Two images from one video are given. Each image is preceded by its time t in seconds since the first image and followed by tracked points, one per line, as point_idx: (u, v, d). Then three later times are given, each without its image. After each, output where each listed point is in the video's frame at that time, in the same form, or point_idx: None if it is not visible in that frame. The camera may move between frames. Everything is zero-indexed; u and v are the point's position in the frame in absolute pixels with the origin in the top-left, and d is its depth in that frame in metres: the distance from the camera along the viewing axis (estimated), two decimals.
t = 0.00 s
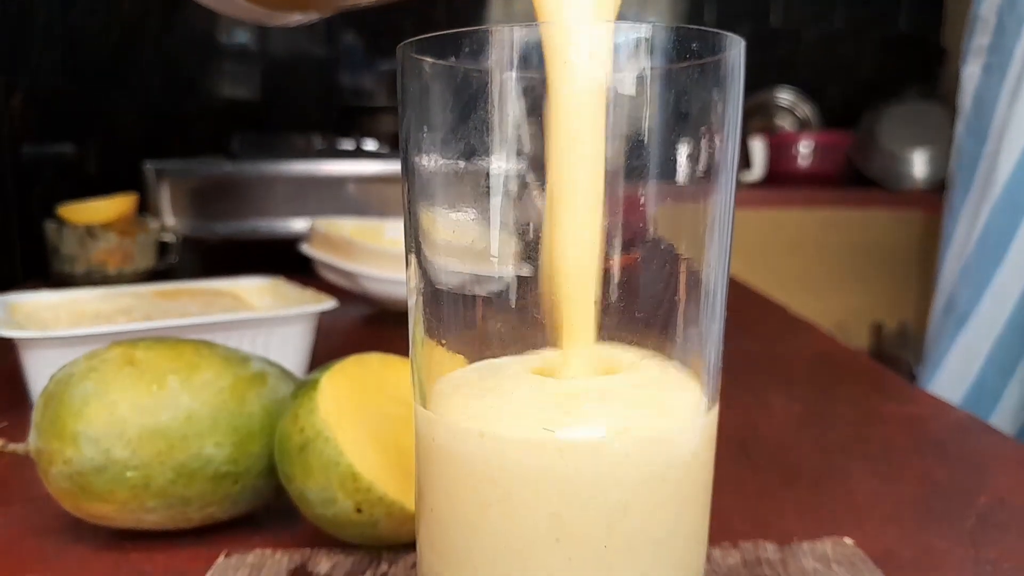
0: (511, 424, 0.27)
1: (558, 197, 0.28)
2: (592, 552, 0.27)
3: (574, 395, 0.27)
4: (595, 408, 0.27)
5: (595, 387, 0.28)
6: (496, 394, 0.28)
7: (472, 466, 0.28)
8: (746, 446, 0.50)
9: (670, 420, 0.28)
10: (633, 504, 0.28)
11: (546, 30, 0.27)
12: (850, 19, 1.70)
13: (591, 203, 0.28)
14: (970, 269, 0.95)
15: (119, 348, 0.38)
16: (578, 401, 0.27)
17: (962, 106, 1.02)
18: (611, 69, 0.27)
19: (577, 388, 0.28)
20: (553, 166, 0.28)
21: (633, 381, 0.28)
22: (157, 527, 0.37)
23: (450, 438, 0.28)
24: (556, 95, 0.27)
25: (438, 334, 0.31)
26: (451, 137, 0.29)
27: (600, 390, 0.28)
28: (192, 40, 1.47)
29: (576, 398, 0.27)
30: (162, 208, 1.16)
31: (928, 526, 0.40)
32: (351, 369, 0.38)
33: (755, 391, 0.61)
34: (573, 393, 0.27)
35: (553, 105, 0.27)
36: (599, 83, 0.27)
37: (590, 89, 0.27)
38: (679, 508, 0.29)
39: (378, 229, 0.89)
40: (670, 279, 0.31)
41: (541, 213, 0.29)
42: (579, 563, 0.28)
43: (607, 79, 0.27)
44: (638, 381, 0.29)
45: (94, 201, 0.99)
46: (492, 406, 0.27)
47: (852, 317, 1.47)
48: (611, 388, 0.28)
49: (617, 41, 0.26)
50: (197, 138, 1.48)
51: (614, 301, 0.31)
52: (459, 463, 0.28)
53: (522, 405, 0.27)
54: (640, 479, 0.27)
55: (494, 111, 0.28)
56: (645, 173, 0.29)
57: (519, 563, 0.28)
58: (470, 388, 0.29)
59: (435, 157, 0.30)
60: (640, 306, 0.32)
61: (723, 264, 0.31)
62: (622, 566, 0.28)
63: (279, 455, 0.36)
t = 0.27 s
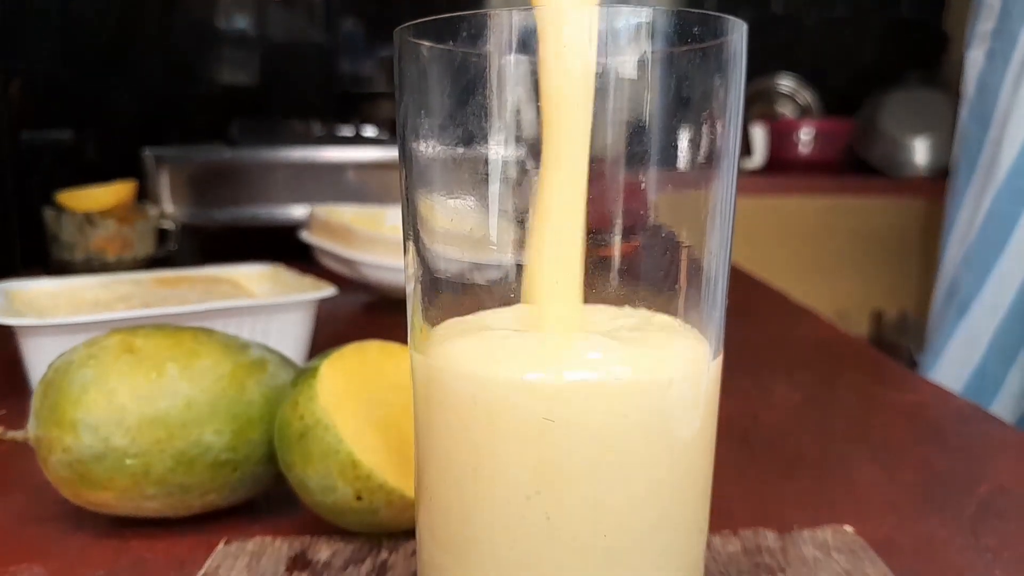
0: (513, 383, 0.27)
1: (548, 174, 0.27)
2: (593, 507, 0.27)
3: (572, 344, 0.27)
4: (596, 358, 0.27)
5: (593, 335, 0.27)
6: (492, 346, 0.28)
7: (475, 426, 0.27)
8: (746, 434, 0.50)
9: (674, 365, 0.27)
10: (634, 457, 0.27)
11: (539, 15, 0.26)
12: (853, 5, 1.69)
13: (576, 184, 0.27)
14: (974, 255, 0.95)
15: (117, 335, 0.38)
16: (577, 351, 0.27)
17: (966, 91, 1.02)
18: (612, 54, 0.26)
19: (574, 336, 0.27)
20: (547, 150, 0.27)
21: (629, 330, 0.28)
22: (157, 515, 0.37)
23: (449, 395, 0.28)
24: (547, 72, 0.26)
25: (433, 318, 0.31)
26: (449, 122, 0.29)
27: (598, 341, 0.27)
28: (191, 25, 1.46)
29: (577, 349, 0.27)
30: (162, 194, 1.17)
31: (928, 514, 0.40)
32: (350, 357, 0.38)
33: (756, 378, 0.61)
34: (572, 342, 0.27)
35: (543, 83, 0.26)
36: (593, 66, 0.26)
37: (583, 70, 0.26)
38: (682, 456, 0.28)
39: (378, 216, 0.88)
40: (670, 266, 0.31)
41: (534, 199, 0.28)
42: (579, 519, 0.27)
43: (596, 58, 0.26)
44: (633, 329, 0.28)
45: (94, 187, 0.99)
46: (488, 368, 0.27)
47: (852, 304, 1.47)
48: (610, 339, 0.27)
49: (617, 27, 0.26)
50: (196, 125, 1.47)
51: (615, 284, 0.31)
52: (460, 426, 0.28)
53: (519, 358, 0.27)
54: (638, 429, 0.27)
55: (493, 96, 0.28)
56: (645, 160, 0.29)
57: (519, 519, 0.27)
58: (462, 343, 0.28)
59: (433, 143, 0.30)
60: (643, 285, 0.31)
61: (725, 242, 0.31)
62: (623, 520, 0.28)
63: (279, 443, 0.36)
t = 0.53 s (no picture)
0: (511, 340, 0.26)
1: (540, 164, 0.27)
2: (588, 471, 0.27)
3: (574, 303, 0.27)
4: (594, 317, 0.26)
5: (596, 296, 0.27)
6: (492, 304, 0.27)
7: (470, 382, 0.27)
8: (747, 426, 0.50)
9: (675, 328, 0.27)
10: (632, 420, 0.27)
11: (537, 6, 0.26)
12: None
13: (567, 178, 0.27)
14: (976, 246, 0.95)
15: (116, 327, 0.38)
16: (576, 308, 0.26)
17: (969, 81, 1.01)
18: (613, 44, 0.26)
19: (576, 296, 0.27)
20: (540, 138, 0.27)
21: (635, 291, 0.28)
22: (157, 506, 0.37)
23: (444, 354, 0.28)
24: (548, 62, 0.26)
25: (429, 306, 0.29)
26: (450, 112, 0.29)
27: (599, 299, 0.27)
28: (189, 16, 1.46)
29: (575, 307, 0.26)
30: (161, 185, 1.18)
31: (928, 506, 0.40)
32: (350, 349, 0.38)
33: (756, 370, 0.61)
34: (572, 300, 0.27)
35: (541, 74, 0.26)
36: (590, 57, 0.26)
37: (575, 71, 0.26)
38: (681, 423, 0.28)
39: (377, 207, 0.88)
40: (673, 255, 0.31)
41: (529, 192, 0.28)
42: (573, 481, 0.27)
43: (589, 50, 0.26)
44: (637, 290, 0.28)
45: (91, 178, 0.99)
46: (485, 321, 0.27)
47: (852, 296, 1.47)
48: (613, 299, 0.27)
49: (618, 17, 0.26)
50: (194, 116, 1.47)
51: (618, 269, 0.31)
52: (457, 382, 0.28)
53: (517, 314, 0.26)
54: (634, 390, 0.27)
55: (493, 86, 0.28)
56: (647, 150, 0.29)
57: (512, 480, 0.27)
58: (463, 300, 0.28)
59: (434, 134, 0.29)
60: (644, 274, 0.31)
61: (727, 226, 0.31)
62: (617, 483, 0.27)
63: (279, 434, 0.35)
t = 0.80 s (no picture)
0: (506, 297, 0.26)
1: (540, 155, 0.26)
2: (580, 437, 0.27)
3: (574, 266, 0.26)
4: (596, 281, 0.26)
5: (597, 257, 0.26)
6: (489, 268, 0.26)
7: (470, 349, 0.27)
8: (746, 414, 0.50)
9: (672, 284, 0.27)
10: (627, 385, 0.27)
11: None
12: None
13: (567, 164, 0.26)
14: (978, 233, 0.95)
15: (114, 314, 0.38)
16: (577, 272, 0.26)
17: (971, 67, 1.01)
18: (614, 31, 0.26)
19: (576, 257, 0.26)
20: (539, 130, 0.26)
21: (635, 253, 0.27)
22: (155, 494, 0.37)
23: (441, 307, 0.27)
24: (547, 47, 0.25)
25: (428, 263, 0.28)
26: (449, 97, 0.29)
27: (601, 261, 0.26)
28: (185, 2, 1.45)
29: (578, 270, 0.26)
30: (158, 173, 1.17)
31: (927, 494, 0.40)
32: (348, 336, 0.38)
33: (755, 357, 0.61)
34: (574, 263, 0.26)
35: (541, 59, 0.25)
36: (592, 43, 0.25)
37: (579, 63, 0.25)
38: (681, 387, 0.28)
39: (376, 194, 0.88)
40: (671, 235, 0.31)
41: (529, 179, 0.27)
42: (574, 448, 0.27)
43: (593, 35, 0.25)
44: (638, 252, 0.27)
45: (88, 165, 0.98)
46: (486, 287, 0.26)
47: (850, 284, 1.47)
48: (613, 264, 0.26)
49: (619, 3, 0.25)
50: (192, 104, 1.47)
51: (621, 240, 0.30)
52: (455, 352, 0.27)
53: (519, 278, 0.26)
54: (637, 356, 0.27)
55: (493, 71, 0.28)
56: (650, 132, 0.29)
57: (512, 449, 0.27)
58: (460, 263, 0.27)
59: (433, 120, 0.29)
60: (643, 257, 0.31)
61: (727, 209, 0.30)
62: (613, 447, 0.27)
63: (277, 421, 0.35)
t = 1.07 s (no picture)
0: (500, 252, 0.25)
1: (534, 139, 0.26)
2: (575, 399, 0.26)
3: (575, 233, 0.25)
4: (596, 244, 0.25)
5: (598, 221, 0.25)
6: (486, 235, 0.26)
7: (466, 308, 0.26)
8: (743, 399, 0.50)
9: (669, 235, 0.26)
10: (623, 346, 0.26)
11: None
12: None
13: (568, 151, 0.26)
14: (977, 217, 0.95)
15: (109, 299, 0.38)
16: (576, 232, 0.25)
17: (972, 51, 1.00)
18: (614, 11, 0.25)
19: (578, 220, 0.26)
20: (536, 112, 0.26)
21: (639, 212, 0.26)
22: (151, 480, 0.36)
23: (435, 261, 0.27)
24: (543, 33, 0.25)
25: (420, 213, 0.28)
26: (446, 80, 0.29)
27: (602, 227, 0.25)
28: None
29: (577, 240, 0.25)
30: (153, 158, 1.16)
31: (925, 479, 0.40)
32: (345, 322, 0.38)
33: (752, 342, 0.61)
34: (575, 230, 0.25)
35: (540, 41, 0.25)
36: (590, 24, 0.25)
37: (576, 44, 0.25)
38: (680, 361, 0.28)
39: (372, 179, 0.87)
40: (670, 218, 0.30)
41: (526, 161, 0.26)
42: (571, 425, 0.27)
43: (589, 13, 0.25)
44: (639, 207, 0.26)
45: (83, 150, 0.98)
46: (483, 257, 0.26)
47: (847, 270, 1.47)
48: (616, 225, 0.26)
49: None
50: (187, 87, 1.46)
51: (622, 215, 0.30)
52: (452, 326, 0.27)
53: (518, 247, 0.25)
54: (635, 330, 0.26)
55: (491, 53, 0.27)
56: (648, 121, 0.29)
57: (509, 427, 0.27)
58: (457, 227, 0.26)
59: (430, 104, 0.29)
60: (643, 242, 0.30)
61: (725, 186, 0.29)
62: (608, 410, 0.27)
63: (273, 408, 0.35)
